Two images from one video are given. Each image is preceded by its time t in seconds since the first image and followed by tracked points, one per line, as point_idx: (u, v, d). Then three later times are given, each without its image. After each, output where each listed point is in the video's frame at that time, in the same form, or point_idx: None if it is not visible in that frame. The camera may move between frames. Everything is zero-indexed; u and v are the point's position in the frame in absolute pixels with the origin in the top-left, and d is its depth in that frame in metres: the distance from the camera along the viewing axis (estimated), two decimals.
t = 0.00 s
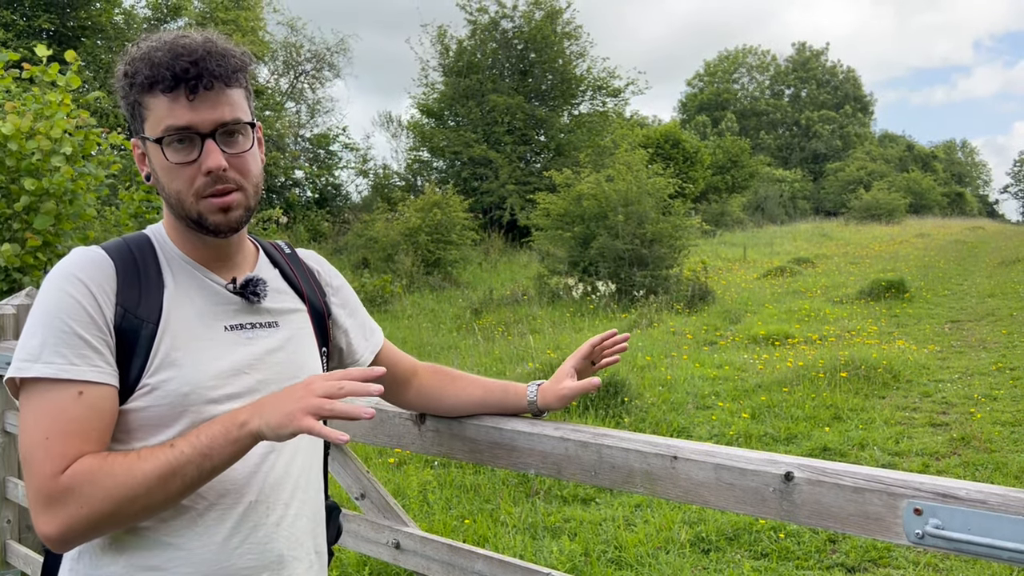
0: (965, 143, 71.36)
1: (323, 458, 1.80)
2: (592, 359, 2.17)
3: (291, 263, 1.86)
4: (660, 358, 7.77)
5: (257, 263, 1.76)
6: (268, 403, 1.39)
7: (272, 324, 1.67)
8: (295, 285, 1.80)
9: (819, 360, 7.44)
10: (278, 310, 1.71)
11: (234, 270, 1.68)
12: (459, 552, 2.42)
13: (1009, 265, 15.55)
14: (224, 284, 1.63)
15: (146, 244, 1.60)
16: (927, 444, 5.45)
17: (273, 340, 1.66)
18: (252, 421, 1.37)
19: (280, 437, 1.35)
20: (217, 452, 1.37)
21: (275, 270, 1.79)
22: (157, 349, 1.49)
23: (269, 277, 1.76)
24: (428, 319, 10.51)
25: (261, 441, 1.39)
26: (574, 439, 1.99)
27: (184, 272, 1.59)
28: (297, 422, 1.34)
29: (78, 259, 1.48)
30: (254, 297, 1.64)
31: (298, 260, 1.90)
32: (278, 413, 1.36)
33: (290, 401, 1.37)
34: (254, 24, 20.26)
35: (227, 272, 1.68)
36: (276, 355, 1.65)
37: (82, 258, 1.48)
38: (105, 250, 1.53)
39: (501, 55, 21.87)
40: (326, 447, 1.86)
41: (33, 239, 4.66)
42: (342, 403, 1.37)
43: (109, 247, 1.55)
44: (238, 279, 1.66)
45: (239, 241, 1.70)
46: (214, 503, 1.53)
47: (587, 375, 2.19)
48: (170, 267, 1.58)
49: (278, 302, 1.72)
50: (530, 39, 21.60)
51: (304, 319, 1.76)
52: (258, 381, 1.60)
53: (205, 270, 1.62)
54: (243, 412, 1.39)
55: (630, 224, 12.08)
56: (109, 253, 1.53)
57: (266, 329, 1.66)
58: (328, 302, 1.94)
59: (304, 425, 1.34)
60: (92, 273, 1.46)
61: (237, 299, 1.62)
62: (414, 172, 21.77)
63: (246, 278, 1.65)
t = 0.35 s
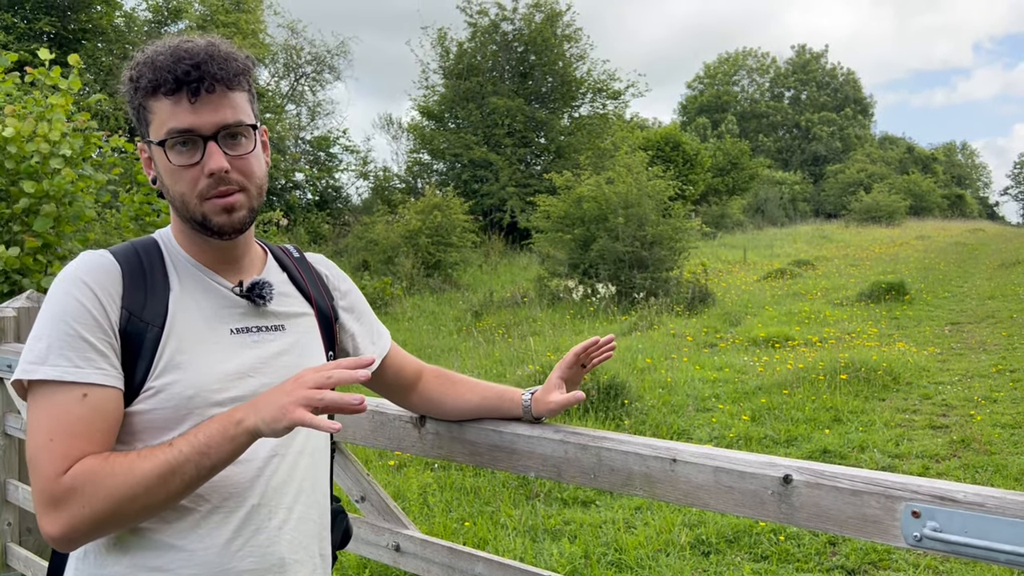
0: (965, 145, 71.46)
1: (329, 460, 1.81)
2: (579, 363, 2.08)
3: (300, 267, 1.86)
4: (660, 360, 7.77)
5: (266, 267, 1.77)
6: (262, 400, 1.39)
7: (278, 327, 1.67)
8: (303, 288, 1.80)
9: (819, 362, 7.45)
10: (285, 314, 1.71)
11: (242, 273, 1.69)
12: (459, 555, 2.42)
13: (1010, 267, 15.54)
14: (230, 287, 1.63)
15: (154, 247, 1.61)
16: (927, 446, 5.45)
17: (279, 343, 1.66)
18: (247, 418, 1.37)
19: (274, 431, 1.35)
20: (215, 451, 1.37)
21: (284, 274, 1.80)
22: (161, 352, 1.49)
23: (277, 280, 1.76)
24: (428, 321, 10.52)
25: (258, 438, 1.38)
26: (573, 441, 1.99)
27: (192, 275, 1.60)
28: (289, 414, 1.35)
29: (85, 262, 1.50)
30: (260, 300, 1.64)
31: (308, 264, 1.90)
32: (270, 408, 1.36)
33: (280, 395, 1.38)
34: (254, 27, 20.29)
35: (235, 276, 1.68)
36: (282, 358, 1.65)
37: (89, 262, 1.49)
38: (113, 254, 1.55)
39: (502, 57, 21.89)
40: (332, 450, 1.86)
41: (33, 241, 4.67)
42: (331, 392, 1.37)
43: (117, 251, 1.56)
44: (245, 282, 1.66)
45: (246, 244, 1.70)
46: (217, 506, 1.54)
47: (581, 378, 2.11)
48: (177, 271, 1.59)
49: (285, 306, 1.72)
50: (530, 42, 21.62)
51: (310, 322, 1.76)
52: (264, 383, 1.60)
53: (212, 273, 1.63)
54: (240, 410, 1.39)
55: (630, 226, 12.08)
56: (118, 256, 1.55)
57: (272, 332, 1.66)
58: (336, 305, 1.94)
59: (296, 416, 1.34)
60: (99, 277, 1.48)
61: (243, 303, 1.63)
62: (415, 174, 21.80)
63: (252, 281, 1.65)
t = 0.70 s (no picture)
0: (966, 147, 71.45)
1: (337, 461, 1.82)
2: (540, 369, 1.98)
3: (311, 271, 1.87)
4: (660, 362, 7.78)
5: (278, 270, 1.78)
6: (270, 402, 1.40)
7: (288, 331, 1.68)
8: (313, 292, 1.81)
9: (820, 364, 7.45)
10: (295, 317, 1.71)
11: (254, 276, 1.70)
12: (461, 556, 2.42)
13: (1011, 269, 15.53)
14: (242, 290, 1.64)
15: (167, 249, 1.62)
16: (928, 448, 5.46)
17: (289, 346, 1.67)
18: (254, 420, 1.38)
19: (280, 436, 1.36)
20: (223, 452, 1.38)
21: (296, 277, 1.81)
22: (172, 354, 1.50)
23: (288, 283, 1.77)
24: (428, 324, 10.53)
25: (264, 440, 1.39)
26: (573, 443, 2.00)
27: (202, 277, 1.61)
28: (294, 420, 1.35)
29: (98, 263, 1.51)
30: (271, 303, 1.65)
31: (318, 268, 1.91)
32: (276, 412, 1.37)
33: (287, 399, 1.38)
34: (255, 30, 20.35)
35: (246, 278, 1.69)
36: (292, 361, 1.66)
37: (103, 263, 1.50)
38: (127, 255, 1.56)
39: (502, 60, 21.91)
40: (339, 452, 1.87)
41: (37, 244, 4.68)
42: (335, 397, 1.38)
43: (131, 252, 1.57)
44: (255, 284, 1.67)
45: (258, 249, 1.71)
46: (223, 508, 1.55)
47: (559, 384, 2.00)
48: (190, 273, 1.60)
49: (295, 309, 1.73)
50: (530, 44, 21.65)
51: (320, 325, 1.77)
52: (273, 385, 1.60)
53: (224, 275, 1.64)
54: (247, 412, 1.40)
55: (631, 227, 12.08)
56: (131, 258, 1.56)
57: (282, 335, 1.66)
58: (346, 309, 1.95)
59: (301, 423, 1.34)
60: (112, 278, 1.49)
61: (254, 305, 1.64)
62: (415, 176, 21.83)
63: (263, 284, 1.66)
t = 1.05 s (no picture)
0: (968, 148, 71.39)
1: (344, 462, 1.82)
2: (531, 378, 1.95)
3: (321, 271, 1.89)
4: (662, 364, 7.79)
5: (287, 271, 1.79)
6: (272, 411, 1.39)
7: (297, 331, 1.69)
8: (322, 292, 1.82)
9: (822, 365, 7.46)
10: (304, 318, 1.72)
11: (263, 277, 1.71)
12: (464, 557, 2.43)
13: (1014, 271, 15.51)
14: (251, 291, 1.65)
15: (176, 249, 1.63)
16: (930, 449, 5.46)
17: (297, 347, 1.67)
18: (256, 428, 1.37)
19: (281, 446, 1.35)
20: (226, 458, 1.39)
21: (305, 278, 1.82)
22: (180, 354, 1.51)
23: (298, 284, 1.78)
24: (431, 325, 10.55)
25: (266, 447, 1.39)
26: (576, 444, 2.00)
27: (211, 278, 1.62)
28: (295, 432, 1.34)
29: (108, 263, 1.51)
30: (278, 304, 1.65)
31: (329, 268, 1.92)
32: (278, 422, 1.36)
33: (289, 408, 1.37)
34: (257, 32, 20.40)
35: (255, 279, 1.70)
36: (299, 363, 1.66)
37: (112, 263, 1.51)
38: (137, 255, 1.57)
39: (504, 61, 21.92)
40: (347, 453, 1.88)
41: (40, 246, 4.70)
42: (336, 414, 1.36)
43: (141, 252, 1.59)
44: (264, 285, 1.68)
45: (268, 248, 1.72)
46: (228, 507, 1.56)
47: (555, 396, 1.95)
48: (199, 274, 1.61)
49: (304, 310, 1.74)
50: (532, 46, 21.66)
51: (329, 327, 1.78)
52: (279, 387, 1.61)
53: (233, 276, 1.65)
54: (250, 419, 1.40)
55: (633, 229, 12.08)
56: (141, 258, 1.57)
57: (291, 336, 1.67)
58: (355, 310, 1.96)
59: (301, 436, 1.33)
60: (121, 279, 1.49)
61: (262, 306, 1.64)
62: (417, 178, 21.86)
63: (272, 284, 1.66)
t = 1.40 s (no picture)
0: (971, 148, 71.31)
1: (347, 461, 1.83)
2: (530, 378, 1.96)
3: (325, 271, 1.89)
4: (665, 364, 7.79)
5: (289, 272, 1.78)
6: (268, 414, 1.39)
7: (299, 332, 1.69)
8: (325, 291, 1.83)
9: (824, 366, 7.47)
10: (305, 318, 1.73)
11: (265, 278, 1.71)
12: (466, 557, 2.43)
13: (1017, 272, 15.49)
14: (251, 292, 1.65)
15: (177, 252, 1.64)
16: (933, 450, 5.45)
17: (298, 347, 1.68)
18: (253, 431, 1.37)
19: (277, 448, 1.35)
20: (225, 462, 1.39)
21: (309, 277, 1.82)
22: (180, 356, 1.52)
23: (302, 284, 1.79)
24: (433, 326, 10.56)
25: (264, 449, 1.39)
26: (578, 444, 2.01)
27: (212, 280, 1.63)
28: (291, 435, 1.34)
29: (108, 268, 1.52)
30: (279, 305, 1.65)
31: (332, 268, 1.93)
32: (273, 425, 1.36)
33: (283, 411, 1.37)
34: (259, 33, 20.45)
35: (256, 280, 1.70)
36: (300, 363, 1.67)
37: (111, 268, 1.51)
38: (137, 260, 1.58)
39: (506, 62, 21.95)
40: (352, 452, 1.89)
41: (43, 247, 4.71)
42: (329, 417, 1.35)
43: (141, 257, 1.59)
44: (265, 286, 1.68)
45: (268, 248, 1.72)
46: (230, 508, 1.56)
47: (554, 398, 1.96)
48: (198, 277, 1.62)
49: (306, 310, 1.74)
50: (535, 47, 21.67)
51: (332, 326, 1.78)
52: (280, 387, 1.61)
53: (234, 278, 1.65)
54: (246, 421, 1.40)
55: (634, 230, 12.08)
56: (142, 262, 1.58)
57: (292, 336, 1.68)
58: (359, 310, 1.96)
59: (297, 439, 1.33)
60: (120, 283, 1.50)
61: (263, 308, 1.65)
62: (419, 179, 21.89)
63: (273, 286, 1.66)
